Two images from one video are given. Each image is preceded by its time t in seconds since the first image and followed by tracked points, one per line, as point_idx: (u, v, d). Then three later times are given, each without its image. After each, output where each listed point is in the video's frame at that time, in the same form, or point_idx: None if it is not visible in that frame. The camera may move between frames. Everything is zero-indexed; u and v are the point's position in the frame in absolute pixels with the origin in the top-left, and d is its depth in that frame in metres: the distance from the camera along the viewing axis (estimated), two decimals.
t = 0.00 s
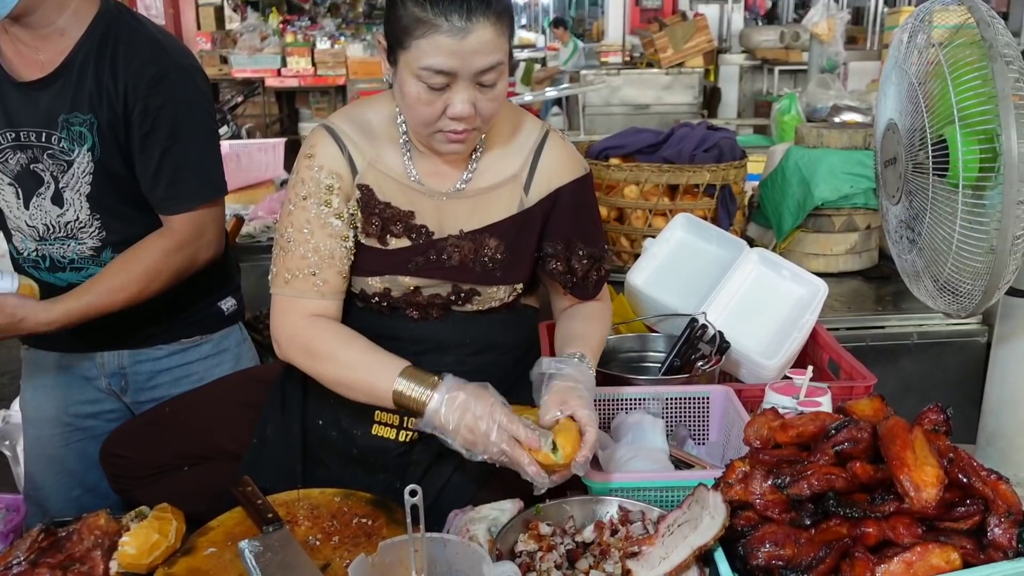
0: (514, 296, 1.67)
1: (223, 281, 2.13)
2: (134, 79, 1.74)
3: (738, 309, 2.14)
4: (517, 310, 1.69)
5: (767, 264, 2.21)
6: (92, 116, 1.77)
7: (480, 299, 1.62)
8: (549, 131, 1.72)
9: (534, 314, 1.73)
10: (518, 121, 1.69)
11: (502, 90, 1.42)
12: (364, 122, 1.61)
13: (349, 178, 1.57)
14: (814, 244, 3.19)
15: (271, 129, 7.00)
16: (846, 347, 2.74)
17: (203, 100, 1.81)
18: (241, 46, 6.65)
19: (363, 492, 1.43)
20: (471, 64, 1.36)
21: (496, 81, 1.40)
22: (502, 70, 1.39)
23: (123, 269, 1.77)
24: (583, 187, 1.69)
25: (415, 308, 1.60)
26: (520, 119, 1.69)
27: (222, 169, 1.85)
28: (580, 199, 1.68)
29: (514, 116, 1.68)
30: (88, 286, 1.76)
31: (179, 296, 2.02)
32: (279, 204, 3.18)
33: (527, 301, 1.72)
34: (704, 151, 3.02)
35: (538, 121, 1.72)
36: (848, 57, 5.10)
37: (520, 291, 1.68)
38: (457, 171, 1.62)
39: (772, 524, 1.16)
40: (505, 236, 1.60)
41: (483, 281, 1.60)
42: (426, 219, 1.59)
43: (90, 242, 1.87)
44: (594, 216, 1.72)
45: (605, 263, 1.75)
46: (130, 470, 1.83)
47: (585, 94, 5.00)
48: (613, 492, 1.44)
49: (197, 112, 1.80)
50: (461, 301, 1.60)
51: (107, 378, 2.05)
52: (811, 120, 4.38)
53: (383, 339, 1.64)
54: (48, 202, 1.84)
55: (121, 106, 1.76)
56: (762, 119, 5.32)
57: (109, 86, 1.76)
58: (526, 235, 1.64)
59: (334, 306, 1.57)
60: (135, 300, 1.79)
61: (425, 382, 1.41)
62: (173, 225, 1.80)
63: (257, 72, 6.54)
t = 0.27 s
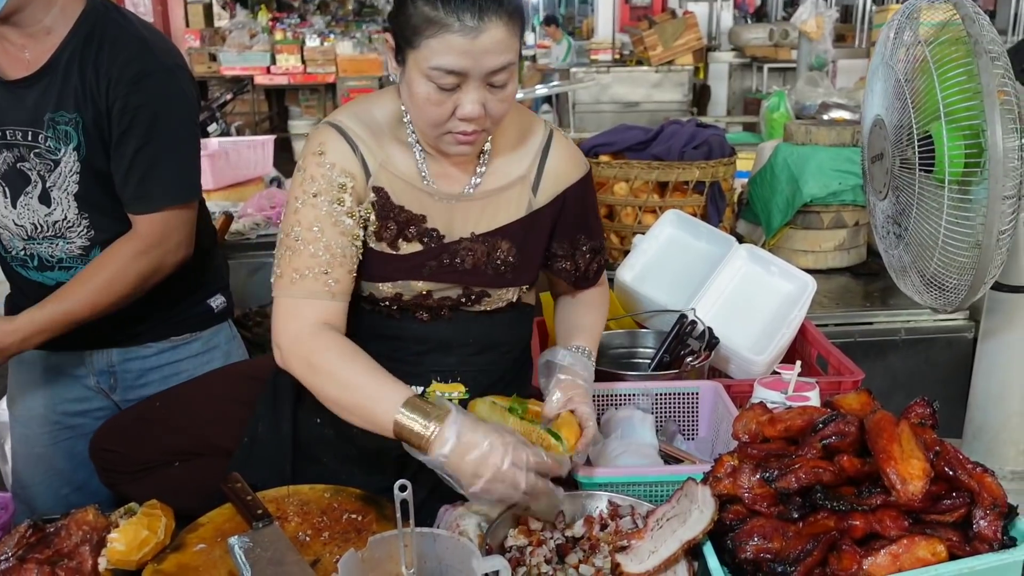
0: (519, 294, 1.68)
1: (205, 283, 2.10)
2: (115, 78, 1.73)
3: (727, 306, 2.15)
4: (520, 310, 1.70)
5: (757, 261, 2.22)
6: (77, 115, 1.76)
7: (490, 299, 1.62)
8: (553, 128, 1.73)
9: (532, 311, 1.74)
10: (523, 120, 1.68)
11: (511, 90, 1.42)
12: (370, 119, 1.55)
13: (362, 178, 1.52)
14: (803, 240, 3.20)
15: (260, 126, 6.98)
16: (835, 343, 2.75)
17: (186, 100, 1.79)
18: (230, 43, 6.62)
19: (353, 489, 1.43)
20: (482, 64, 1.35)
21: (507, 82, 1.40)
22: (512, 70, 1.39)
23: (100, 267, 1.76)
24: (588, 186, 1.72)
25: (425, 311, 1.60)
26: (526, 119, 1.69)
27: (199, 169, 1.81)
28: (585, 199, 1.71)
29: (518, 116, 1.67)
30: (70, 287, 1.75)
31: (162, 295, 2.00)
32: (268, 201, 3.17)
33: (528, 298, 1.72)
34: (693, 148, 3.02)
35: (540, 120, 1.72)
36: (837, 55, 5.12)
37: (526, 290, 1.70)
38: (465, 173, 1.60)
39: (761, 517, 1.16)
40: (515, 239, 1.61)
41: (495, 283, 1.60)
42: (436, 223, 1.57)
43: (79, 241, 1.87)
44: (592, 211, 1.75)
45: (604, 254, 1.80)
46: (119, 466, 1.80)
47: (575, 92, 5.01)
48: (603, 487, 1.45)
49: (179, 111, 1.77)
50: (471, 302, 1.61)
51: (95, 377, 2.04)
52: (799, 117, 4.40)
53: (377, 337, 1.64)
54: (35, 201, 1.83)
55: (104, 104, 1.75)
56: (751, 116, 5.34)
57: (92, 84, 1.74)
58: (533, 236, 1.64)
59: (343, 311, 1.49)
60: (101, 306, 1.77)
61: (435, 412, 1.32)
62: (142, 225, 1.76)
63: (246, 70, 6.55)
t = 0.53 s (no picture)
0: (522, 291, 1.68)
1: (196, 283, 2.09)
2: (89, 79, 1.70)
3: (720, 302, 2.15)
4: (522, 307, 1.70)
5: (749, 256, 2.22)
6: (54, 118, 1.74)
7: (496, 297, 1.62)
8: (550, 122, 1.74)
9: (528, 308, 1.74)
10: (522, 116, 1.68)
11: (512, 89, 1.41)
12: (372, 115, 1.52)
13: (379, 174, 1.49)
14: (796, 236, 3.21)
15: (252, 124, 6.96)
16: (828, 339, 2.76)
17: (169, 98, 1.75)
18: (222, 40, 6.60)
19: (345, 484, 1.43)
20: (484, 63, 1.34)
21: (509, 81, 1.39)
22: (513, 69, 1.38)
23: (73, 268, 1.75)
24: (585, 178, 1.73)
25: (433, 313, 1.59)
26: (526, 116, 1.68)
27: (177, 170, 1.76)
28: (582, 191, 1.72)
29: (518, 113, 1.66)
30: (53, 279, 1.75)
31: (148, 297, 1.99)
32: (261, 197, 3.15)
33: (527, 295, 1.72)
34: (686, 144, 3.02)
35: (536, 115, 1.71)
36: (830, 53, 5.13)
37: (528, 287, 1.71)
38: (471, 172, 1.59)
39: (755, 511, 1.16)
40: (522, 237, 1.61)
41: (504, 282, 1.60)
42: (445, 223, 1.56)
43: (63, 242, 1.86)
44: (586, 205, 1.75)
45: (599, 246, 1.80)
46: (111, 462, 1.79)
47: (568, 89, 5.01)
48: (596, 482, 1.44)
49: (158, 113, 1.73)
50: (478, 301, 1.61)
51: (84, 374, 2.03)
52: (792, 114, 4.41)
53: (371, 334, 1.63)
54: (18, 203, 1.82)
55: (79, 105, 1.72)
56: (744, 113, 5.35)
57: (67, 85, 1.72)
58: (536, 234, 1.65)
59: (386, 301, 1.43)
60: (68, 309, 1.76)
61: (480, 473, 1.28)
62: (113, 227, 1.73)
63: (238, 67, 6.53)
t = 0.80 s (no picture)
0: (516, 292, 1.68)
1: (190, 283, 2.08)
2: (63, 81, 1.67)
3: (716, 298, 2.15)
4: (514, 308, 1.70)
5: (746, 254, 2.22)
6: (32, 122, 1.71)
7: (488, 297, 1.62)
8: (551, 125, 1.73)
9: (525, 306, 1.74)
10: (525, 117, 1.68)
11: (517, 91, 1.41)
12: (371, 108, 1.52)
13: (370, 168, 1.49)
14: (792, 233, 3.21)
15: (247, 119, 6.94)
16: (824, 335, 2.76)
17: (148, 96, 1.71)
18: (217, 35, 6.58)
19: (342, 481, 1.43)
20: (490, 66, 1.34)
21: (514, 83, 1.39)
22: (519, 72, 1.38)
23: (59, 273, 1.73)
24: (586, 184, 1.73)
25: (425, 310, 1.59)
26: (530, 118, 1.69)
27: (156, 172, 1.73)
28: (582, 197, 1.72)
29: (521, 113, 1.65)
30: (42, 287, 1.75)
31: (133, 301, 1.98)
32: (256, 193, 3.14)
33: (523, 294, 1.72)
34: (682, 141, 3.02)
35: (540, 118, 1.71)
36: (826, 49, 5.13)
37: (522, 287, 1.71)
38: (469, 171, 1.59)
39: (751, 507, 1.16)
40: (517, 237, 1.61)
41: (496, 284, 1.60)
42: (439, 219, 1.55)
43: (53, 245, 1.86)
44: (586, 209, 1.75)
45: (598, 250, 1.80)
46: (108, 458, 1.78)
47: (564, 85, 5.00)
48: (593, 479, 1.44)
49: (138, 113, 1.69)
50: (470, 301, 1.60)
51: (78, 373, 2.03)
52: (788, 110, 4.41)
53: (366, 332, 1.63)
54: (5, 206, 1.81)
55: (55, 107, 1.70)
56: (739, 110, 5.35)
57: (43, 88, 1.69)
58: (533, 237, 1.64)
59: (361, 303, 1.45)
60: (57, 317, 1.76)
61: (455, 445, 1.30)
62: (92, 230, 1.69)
63: (234, 62, 6.52)
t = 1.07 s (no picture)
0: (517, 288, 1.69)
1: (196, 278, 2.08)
2: (56, 78, 1.66)
3: (715, 295, 2.16)
4: (513, 303, 1.70)
5: (745, 250, 2.22)
6: (29, 124, 1.70)
7: (489, 293, 1.62)
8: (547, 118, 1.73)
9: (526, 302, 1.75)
10: (521, 111, 1.68)
11: (511, 85, 1.41)
12: (367, 108, 1.52)
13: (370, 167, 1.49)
14: (790, 230, 3.21)
15: (246, 117, 6.94)
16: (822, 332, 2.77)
17: (142, 81, 1.71)
18: (215, 32, 6.57)
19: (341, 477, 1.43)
20: (484, 60, 1.34)
21: (509, 77, 1.39)
22: (513, 66, 1.38)
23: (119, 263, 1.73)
24: (583, 177, 1.74)
25: (425, 308, 1.59)
26: (526, 113, 1.68)
27: (171, 154, 1.74)
28: (580, 190, 1.72)
29: (516, 108, 1.66)
30: (96, 282, 1.74)
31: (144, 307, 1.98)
32: (255, 190, 3.14)
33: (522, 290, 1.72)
34: (681, 138, 3.02)
35: (536, 112, 1.71)
36: (824, 46, 5.13)
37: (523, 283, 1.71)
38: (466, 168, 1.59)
39: (751, 504, 1.16)
40: (517, 232, 1.61)
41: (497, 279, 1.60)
42: (439, 216, 1.55)
43: (54, 250, 1.86)
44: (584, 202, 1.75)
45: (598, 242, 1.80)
46: (107, 456, 1.78)
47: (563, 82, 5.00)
48: (592, 475, 1.45)
49: (140, 101, 1.70)
50: (471, 296, 1.60)
51: (79, 373, 2.03)
52: (787, 107, 4.41)
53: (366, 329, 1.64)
54: (5, 214, 1.80)
55: (52, 105, 1.69)
56: (738, 106, 5.35)
57: (34, 86, 1.68)
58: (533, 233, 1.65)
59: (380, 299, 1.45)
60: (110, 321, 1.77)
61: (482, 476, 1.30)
62: (130, 220, 1.72)
63: (232, 60, 6.52)
